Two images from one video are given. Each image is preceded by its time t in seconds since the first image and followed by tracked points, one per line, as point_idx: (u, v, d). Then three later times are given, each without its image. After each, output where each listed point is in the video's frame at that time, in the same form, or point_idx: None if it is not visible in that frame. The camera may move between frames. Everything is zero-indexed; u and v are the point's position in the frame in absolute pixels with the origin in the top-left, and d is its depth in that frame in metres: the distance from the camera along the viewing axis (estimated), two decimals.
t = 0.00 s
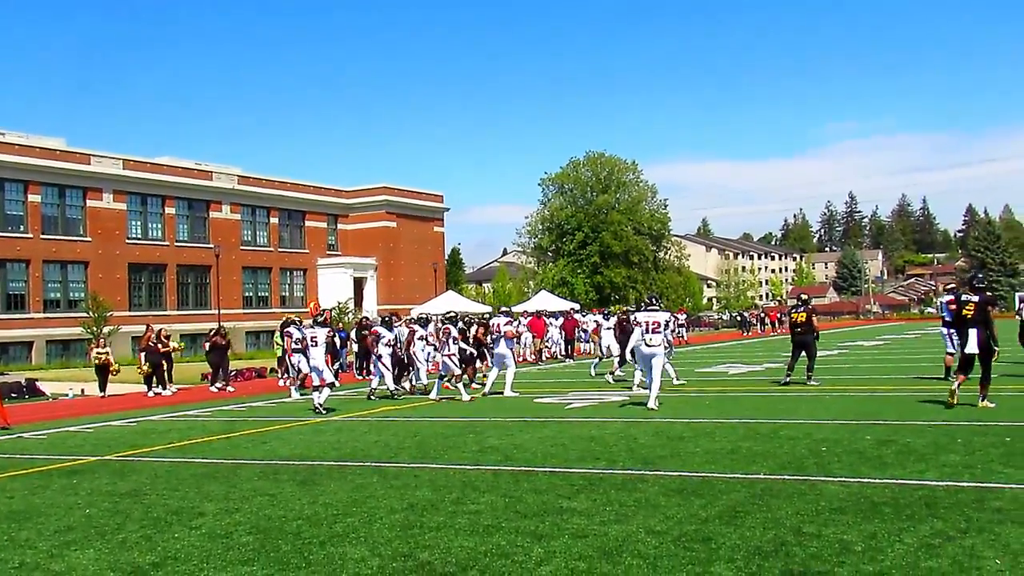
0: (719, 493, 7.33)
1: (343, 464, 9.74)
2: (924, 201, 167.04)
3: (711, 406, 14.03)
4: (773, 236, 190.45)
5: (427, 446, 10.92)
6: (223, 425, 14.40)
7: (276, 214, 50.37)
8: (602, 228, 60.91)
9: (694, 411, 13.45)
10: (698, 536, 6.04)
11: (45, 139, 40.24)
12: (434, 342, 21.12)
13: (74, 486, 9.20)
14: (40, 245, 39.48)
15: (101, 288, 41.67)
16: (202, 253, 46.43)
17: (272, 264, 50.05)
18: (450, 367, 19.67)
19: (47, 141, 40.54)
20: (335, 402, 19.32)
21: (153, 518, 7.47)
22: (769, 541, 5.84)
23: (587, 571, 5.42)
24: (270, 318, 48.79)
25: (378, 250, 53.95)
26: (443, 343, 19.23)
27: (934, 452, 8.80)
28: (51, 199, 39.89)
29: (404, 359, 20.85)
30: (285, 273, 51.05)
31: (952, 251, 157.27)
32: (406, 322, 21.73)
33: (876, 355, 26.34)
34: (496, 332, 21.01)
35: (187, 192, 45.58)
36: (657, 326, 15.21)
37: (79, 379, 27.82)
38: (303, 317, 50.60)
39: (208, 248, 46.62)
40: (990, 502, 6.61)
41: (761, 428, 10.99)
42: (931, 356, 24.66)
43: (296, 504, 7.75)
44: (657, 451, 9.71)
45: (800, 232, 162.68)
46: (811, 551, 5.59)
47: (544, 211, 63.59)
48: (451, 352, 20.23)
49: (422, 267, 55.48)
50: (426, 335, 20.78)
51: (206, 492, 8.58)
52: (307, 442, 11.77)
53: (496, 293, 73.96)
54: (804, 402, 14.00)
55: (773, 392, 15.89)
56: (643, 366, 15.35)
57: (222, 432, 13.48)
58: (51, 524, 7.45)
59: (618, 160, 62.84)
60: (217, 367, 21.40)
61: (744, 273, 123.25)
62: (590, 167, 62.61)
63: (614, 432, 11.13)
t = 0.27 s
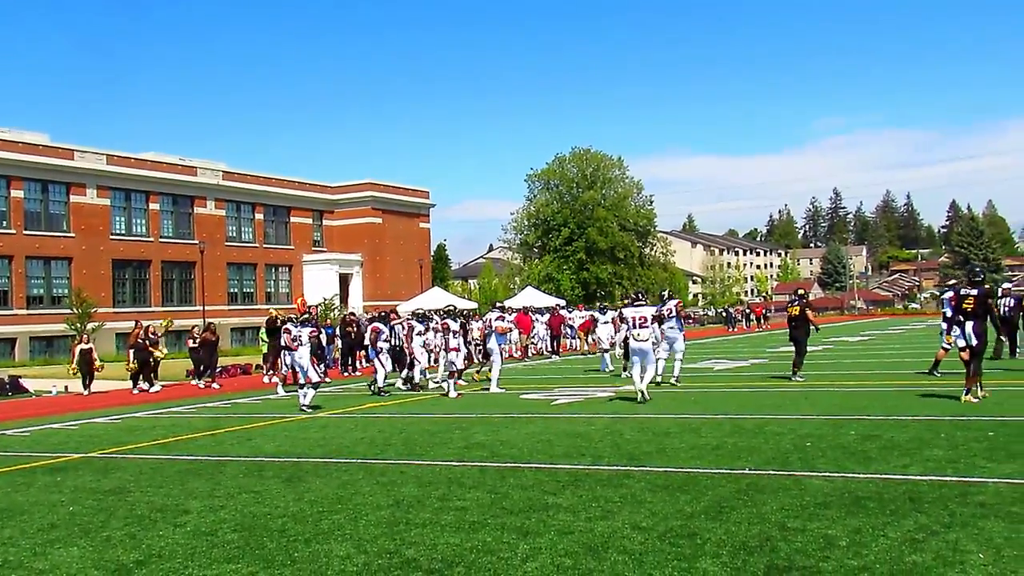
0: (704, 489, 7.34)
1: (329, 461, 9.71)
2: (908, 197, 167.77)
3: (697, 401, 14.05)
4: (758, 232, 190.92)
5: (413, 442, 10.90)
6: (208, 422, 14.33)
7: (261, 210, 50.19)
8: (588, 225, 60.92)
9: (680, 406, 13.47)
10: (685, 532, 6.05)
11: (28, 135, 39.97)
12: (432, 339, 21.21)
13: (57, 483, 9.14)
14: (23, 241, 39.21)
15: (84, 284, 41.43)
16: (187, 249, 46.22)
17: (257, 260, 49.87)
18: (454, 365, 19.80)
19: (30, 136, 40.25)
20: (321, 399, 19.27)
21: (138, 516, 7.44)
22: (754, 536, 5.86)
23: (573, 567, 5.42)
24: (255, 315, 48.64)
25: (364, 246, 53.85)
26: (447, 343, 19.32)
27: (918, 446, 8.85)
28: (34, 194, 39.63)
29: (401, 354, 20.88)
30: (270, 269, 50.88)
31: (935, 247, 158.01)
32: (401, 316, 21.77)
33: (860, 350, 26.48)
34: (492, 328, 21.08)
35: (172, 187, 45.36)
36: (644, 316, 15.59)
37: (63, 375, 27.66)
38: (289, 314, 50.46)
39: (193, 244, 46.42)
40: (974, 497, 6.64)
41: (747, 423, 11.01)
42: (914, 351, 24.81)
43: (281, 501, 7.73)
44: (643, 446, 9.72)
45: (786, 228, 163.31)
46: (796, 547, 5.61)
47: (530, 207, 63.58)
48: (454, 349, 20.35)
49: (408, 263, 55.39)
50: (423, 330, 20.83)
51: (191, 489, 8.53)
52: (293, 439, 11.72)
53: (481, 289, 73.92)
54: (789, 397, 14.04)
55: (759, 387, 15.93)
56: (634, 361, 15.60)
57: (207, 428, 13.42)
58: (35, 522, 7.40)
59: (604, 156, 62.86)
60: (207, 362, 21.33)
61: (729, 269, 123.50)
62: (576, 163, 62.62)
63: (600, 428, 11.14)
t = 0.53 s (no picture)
0: (692, 490, 7.35)
1: (313, 463, 9.68)
2: (895, 198, 168.43)
3: (684, 402, 14.09)
4: (746, 232, 191.35)
5: (400, 444, 10.88)
6: (194, 425, 14.27)
7: (248, 211, 50.06)
8: (576, 225, 60.98)
9: (668, 408, 13.49)
10: (673, 533, 6.06)
11: (14, 136, 39.79)
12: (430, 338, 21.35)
13: (43, 487, 9.08)
14: (9, 243, 39.02)
15: (71, 286, 41.24)
16: (175, 251, 46.06)
17: (245, 261, 49.72)
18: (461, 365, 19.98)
19: (16, 137, 40.07)
20: (310, 400, 19.23)
21: (124, 520, 7.40)
22: (742, 537, 5.86)
23: (560, 569, 5.42)
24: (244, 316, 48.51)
25: (353, 247, 53.75)
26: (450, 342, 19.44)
27: (905, 446, 8.88)
28: (19, 196, 39.44)
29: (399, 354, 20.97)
30: (258, 271, 50.74)
31: (922, 247, 158.70)
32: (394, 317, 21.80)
33: (848, 350, 26.58)
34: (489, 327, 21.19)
35: (158, 189, 45.19)
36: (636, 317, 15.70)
37: (49, 378, 27.52)
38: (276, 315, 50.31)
39: (181, 246, 46.26)
40: (959, 497, 6.67)
41: (735, 424, 11.04)
42: (901, 351, 24.93)
43: (269, 504, 7.71)
44: (633, 447, 9.72)
45: (773, 229, 163.85)
46: (783, 548, 5.62)
47: (519, 208, 63.61)
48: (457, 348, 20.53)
49: (397, 265, 55.32)
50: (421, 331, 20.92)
51: (177, 492, 8.51)
52: (280, 441, 11.69)
53: (470, 290, 73.83)
54: (776, 398, 14.08)
55: (745, 388, 15.98)
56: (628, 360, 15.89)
57: (195, 431, 13.37)
58: (18, 526, 7.35)
59: (592, 157, 62.96)
60: (199, 365, 21.25)
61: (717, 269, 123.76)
62: (564, 164, 62.70)
63: (588, 429, 11.13)
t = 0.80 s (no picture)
0: (681, 502, 7.36)
1: (302, 474, 9.66)
2: (884, 212, 169.07)
3: (674, 414, 14.11)
4: (736, 245, 191.81)
5: (389, 455, 10.86)
6: (183, 434, 14.22)
7: (239, 221, 49.98)
8: (567, 238, 61.03)
9: (658, 419, 13.50)
10: (662, 545, 6.06)
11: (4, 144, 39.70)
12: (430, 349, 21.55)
13: (30, 496, 9.04)
14: None
15: (60, 295, 41.10)
16: (164, 260, 45.94)
17: (235, 272, 49.63)
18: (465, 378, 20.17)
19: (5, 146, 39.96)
20: (298, 411, 19.17)
21: (111, 529, 7.37)
22: (730, 550, 5.87)
23: None
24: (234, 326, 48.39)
25: (343, 258, 53.69)
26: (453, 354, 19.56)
27: (894, 459, 8.91)
28: (9, 205, 39.33)
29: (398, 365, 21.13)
30: (248, 281, 50.64)
31: (911, 261, 159.22)
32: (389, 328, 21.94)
33: (837, 364, 26.64)
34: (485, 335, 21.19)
35: (149, 198, 45.10)
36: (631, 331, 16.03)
37: (38, 387, 27.41)
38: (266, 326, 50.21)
39: (171, 256, 46.15)
40: (947, 510, 6.69)
41: (725, 437, 11.05)
42: (891, 365, 24.99)
43: (257, 514, 7.69)
44: (622, 459, 9.73)
45: (763, 242, 164.40)
46: (771, 560, 5.63)
47: (509, 220, 63.63)
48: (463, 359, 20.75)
49: (387, 275, 55.29)
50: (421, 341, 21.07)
51: (165, 502, 8.48)
52: (270, 451, 11.66)
53: (460, 302, 73.80)
54: (765, 410, 14.13)
55: (735, 401, 16.01)
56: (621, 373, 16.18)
57: (183, 441, 13.32)
58: (5, 535, 7.31)
59: (583, 170, 63.01)
60: (190, 375, 21.17)
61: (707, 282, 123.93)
62: (555, 177, 62.73)
63: (578, 441, 11.13)
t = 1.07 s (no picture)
0: (666, 509, 7.38)
1: (286, 477, 9.62)
2: (871, 221, 169.86)
3: (660, 421, 14.13)
4: (723, 253, 192.36)
5: (374, 458, 10.84)
6: (167, 435, 14.16)
7: (226, 221, 49.83)
8: (555, 242, 61.08)
9: (644, 425, 13.52)
10: (646, 552, 6.06)
11: None
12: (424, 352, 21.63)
13: (12, 496, 8.98)
14: None
15: (45, 293, 40.89)
16: (151, 259, 45.75)
17: (222, 271, 49.47)
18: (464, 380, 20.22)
19: None
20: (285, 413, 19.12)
21: (94, 530, 7.33)
22: (713, 557, 5.89)
23: None
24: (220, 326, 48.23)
25: (331, 259, 53.58)
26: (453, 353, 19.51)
27: (877, 469, 8.96)
28: None
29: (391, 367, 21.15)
30: (234, 281, 50.48)
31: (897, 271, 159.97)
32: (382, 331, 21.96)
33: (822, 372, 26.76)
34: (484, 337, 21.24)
35: (136, 197, 44.92)
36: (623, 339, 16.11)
37: (20, 386, 27.24)
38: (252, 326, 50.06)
39: (157, 254, 45.98)
40: (929, 520, 6.73)
41: (709, 444, 11.10)
42: (875, 374, 25.13)
43: (240, 516, 7.67)
44: (608, 465, 9.74)
45: (750, 250, 164.88)
46: (754, 569, 5.64)
47: (498, 224, 63.65)
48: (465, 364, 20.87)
49: (375, 277, 55.22)
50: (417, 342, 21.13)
51: (148, 503, 8.44)
52: (255, 453, 11.63)
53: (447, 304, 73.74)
54: (751, 418, 14.17)
55: (721, 408, 16.06)
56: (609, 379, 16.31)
57: (168, 442, 13.26)
58: None
59: (572, 175, 63.07)
60: (176, 375, 21.08)
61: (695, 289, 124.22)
62: (544, 181, 62.76)
63: (564, 447, 11.14)
